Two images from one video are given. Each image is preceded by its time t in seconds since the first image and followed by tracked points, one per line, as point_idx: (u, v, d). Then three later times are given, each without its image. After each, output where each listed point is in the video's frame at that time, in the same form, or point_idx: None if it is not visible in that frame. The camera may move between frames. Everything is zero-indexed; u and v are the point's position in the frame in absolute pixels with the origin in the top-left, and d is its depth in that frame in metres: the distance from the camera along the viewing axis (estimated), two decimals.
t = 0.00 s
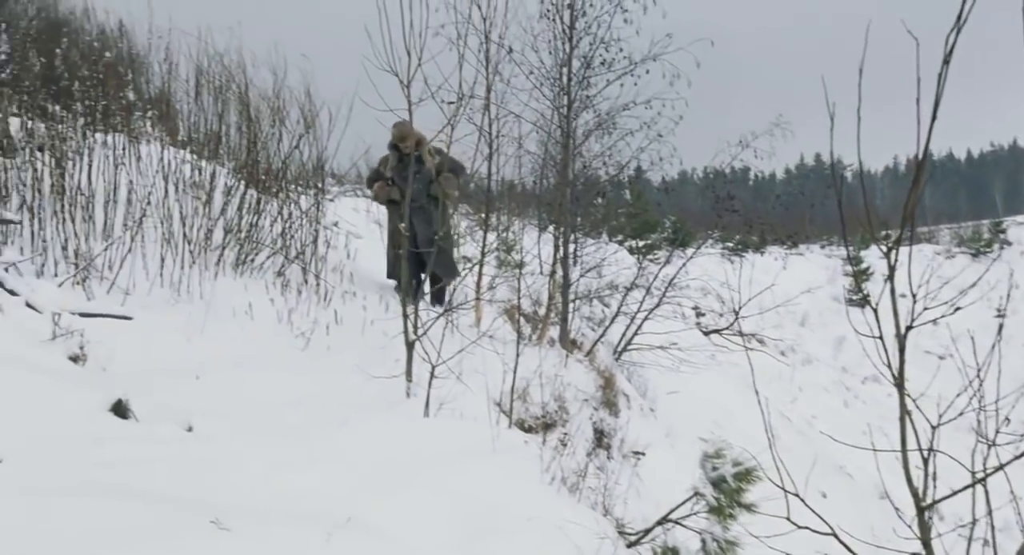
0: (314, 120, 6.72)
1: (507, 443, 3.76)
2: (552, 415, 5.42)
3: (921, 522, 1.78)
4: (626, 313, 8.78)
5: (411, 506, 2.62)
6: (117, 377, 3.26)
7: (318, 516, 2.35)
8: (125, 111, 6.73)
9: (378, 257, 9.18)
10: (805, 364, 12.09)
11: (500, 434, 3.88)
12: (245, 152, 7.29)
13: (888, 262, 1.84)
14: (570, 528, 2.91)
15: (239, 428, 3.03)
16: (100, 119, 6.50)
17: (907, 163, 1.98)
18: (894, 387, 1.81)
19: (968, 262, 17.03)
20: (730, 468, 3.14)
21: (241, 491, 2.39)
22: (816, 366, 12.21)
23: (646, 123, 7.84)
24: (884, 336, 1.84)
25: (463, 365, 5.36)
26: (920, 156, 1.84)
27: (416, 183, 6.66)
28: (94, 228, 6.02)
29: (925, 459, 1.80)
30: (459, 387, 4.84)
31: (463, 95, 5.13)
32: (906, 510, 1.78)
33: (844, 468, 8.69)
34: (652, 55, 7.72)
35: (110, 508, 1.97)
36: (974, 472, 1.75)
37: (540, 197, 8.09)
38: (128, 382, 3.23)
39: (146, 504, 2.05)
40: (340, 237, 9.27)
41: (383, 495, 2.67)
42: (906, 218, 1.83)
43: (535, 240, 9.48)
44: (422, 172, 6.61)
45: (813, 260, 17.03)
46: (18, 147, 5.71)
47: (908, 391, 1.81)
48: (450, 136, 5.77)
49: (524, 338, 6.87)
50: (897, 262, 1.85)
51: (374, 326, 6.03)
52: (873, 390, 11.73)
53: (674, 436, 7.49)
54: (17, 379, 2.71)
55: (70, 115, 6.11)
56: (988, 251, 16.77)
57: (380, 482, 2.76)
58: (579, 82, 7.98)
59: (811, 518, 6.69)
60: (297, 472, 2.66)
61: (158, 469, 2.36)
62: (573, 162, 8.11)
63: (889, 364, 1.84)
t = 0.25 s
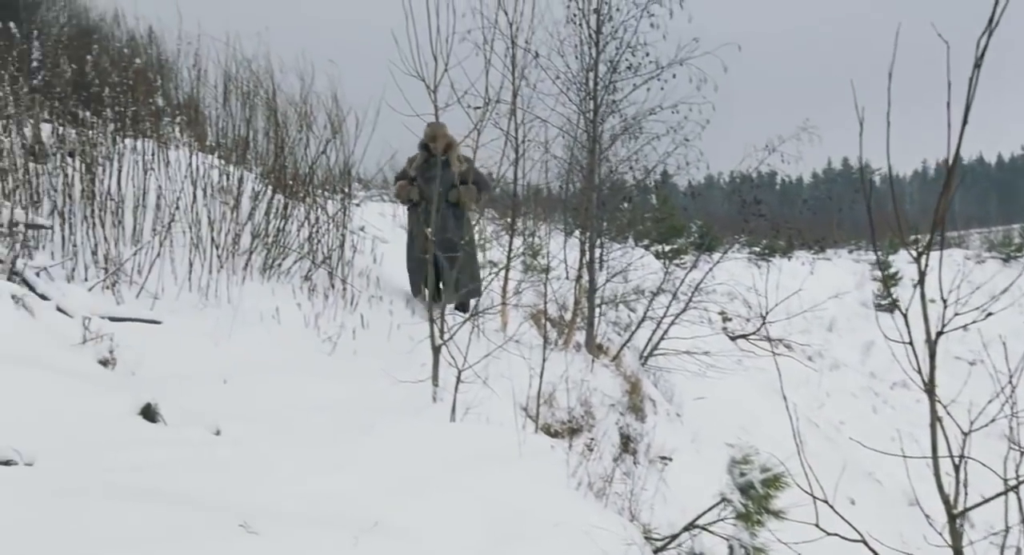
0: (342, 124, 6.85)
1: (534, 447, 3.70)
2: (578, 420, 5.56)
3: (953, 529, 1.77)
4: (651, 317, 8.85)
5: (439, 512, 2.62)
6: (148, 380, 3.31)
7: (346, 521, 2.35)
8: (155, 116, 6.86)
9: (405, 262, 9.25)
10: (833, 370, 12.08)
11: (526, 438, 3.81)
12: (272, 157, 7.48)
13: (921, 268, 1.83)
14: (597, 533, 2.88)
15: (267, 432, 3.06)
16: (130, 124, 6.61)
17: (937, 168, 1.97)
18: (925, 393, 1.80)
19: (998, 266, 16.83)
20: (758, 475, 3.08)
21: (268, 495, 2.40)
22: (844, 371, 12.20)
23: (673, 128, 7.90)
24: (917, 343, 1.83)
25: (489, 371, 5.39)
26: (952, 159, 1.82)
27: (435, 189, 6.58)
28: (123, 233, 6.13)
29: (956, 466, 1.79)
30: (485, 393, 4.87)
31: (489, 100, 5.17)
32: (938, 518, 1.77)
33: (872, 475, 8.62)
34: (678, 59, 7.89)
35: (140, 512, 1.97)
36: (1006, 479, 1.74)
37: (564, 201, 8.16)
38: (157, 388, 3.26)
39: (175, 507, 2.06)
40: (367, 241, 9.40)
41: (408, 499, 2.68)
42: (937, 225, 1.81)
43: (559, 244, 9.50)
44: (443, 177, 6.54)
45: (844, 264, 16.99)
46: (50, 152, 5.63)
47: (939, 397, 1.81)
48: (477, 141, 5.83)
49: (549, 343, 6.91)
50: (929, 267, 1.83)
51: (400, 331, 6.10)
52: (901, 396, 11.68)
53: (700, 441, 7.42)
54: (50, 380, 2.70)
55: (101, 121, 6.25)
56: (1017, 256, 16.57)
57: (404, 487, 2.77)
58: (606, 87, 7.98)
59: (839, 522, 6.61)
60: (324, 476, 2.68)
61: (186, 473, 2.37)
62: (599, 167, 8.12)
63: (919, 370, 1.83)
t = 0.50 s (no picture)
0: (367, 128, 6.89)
1: (556, 452, 3.67)
2: (602, 424, 5.43)
3: (983, 535, 1.76)
4: (676, 321, 8.81)
5: (464, 516, 2.63)
6: (176, 384, 3.38)
7: (370, 523, 2.36)
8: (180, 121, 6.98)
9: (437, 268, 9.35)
10: (859, 375, 12.04)
11: (550, 444, 3.79)
12: (297, 162, 7.51)
13: (949, 272, 1.81)
14: (621, 537, 2.89)
15: (292, 435, 3.09)
16: (157, 129, 6.73)
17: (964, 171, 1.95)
18: (953, 398, 1.79)
19: None
20: (784, 479, 3.09)
21: (292, 498, 2.41)
22: (869, 376, 12.18)
23: (697, 131, 7.87)
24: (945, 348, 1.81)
25: (512, 374, 5.34)
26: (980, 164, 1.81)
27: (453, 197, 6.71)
28: (150, 236, 6.24)
29: (986, 472, 1.77)
30: (509, 396, 4.87)
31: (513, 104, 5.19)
32: (968, 525, 1.76)
33: (898, 480, 8.56)
34: (703, 62, 7.72)
35: (164, 514, 1.98)
36: None
37: (587, 206, 8.06)
38: (185, 389, 3.35)
39: (200, 508, 2.07)
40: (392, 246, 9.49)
41: (431, 503, 2.69)
42: (966, 228, 1.79)
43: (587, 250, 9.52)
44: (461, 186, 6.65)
45: (862, 274, 17.25)
46: (79, 157, 5.97)
47: (968, 402, 1.79)
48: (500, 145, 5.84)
49: (572, 348, 6.92)
50: (956, 272, 1.81)
51: (424, 335, 6.13)
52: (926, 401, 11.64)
53: (725, 445, 7.33)
54: (82, 383, 2.75)
55: (129, 126, 6.43)
56: None
57: (427, 490, 2.79)
58: (630, 91, 8.09)
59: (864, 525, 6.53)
60: (349, 480, 2.70)
61: (210, 475, 2.39)
62: (624, 171, 8.25)
63: (947, 375, 1.81)
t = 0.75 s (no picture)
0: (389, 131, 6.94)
1: (579, 456, 3.70)
2: (625, 427, 5.50)
3: (1011, 539, 1.74)
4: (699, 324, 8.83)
5: (488, 519, 2.65)
6: (202, 385, 3.47)
7: (395, 525, 2.37)
8: (204, 124, 7.09)
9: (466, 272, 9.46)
10: (884, 378, 11.97)
11: (575, 447, 3.88)
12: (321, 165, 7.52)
13: (976, 273, 1.79)
14: (646, 542, 2.91)
15: (313, 437, 3.16)
16: (182, 133, 6.83)
17: (992, 174, 1.94)
18: (981, 402, 1.77)
19: None
20: (808, 483, 3.08)
21: (316, 499, 2.42)
22: (894, 380, 12.10)
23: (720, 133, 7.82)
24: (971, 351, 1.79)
25: (536, 377, 5.37)
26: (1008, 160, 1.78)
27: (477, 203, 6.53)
28: (174, 239, 6.34)
29: (1013, 476, 1.76)
30: (532, 399, 4.90)
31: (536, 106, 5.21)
32: (996, 529, 1.74)
33: (924, 485, 8.50)
34: (727, 65, 7.68)
35: (188, 514, 2.00)
36: None
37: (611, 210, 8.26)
38: (208, 392, 3.41)
39: (224, 510, 2.08)
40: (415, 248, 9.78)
41: (454, 505, 2.70)
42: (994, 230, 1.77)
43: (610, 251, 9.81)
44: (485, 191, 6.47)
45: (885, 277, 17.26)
46: (106, 161, 6.18)
47: (997, 407, 1.78)
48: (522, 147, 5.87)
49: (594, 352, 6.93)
50: (985, 274, 1.78)
51: (448, 337, 6.17)
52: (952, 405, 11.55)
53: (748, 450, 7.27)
54: (110, 384, 2.79)
55: (155, 129, 6.64)
56: None
57: (450, 492, 2.80)
58: (653, 93, 8.00)
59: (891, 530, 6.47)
60: (373, 482, 2.71)
61: (234, 476, 2.40)
62: (647, 174, 8.21)
63: (975, 378, 1.79)
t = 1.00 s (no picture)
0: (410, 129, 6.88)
1: (602, 458, 3.81)
2: (647, 429, 5.37)
3: None
4: (721, 325, 8.96)
5: (509, 521, 2.66)
6: (223, 389, 3.52)
7: (418, 527, 2.37)
8: (227, 126, 7.16)
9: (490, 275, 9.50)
10: (908, 381, 11.92)
11: (596, 448, 3.99)
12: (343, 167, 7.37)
13: (1000, 274, 1.77)
14: (668, 542, 2.99)
15: (334, 438, 3.22)
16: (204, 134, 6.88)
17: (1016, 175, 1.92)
18: (1008, 406, 1.75)
19: None
20: (831, 486, 3.07)
21: (338, 500, 2.43)
22: (918, 382, 12.05)
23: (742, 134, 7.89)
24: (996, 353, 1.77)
25: (557, 379, 5.39)
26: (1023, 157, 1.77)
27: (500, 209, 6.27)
28: (196, 241, 6.40)
29: None
30: (553, 401, 4.91)
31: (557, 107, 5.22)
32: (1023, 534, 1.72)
33: (949, 489, 8.45)
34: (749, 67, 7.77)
35: (210, 515, 2.01)
36: None
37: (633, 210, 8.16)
38: (230, 395, 3.44)
39: (246, 511, 2.09)
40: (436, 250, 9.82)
41: (475, 509, 2.70)
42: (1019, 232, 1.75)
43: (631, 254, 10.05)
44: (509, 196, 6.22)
45: (912, 282, 17.09)
46: (129, 162, 6.19)
47: None
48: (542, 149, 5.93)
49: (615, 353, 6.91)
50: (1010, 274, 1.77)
51: (466, 340, 6.26)
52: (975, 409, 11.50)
53: (771, 453, 7.16)
54: (136, 387, 2.83)
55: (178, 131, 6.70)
56: None
57: (471, 497, 2.80)
58: (675, 94, 8.01)
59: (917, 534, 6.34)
60: (393, 486, 2.73)
61: (256, 478, 2.42)
62: (668, 176, 8.30)
63: (1000, 379, 1.76)
